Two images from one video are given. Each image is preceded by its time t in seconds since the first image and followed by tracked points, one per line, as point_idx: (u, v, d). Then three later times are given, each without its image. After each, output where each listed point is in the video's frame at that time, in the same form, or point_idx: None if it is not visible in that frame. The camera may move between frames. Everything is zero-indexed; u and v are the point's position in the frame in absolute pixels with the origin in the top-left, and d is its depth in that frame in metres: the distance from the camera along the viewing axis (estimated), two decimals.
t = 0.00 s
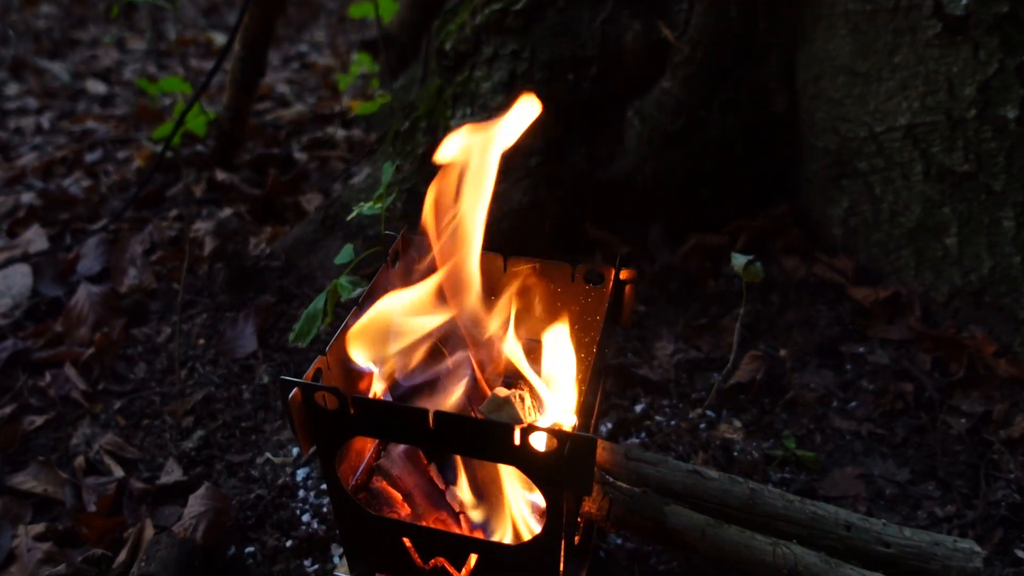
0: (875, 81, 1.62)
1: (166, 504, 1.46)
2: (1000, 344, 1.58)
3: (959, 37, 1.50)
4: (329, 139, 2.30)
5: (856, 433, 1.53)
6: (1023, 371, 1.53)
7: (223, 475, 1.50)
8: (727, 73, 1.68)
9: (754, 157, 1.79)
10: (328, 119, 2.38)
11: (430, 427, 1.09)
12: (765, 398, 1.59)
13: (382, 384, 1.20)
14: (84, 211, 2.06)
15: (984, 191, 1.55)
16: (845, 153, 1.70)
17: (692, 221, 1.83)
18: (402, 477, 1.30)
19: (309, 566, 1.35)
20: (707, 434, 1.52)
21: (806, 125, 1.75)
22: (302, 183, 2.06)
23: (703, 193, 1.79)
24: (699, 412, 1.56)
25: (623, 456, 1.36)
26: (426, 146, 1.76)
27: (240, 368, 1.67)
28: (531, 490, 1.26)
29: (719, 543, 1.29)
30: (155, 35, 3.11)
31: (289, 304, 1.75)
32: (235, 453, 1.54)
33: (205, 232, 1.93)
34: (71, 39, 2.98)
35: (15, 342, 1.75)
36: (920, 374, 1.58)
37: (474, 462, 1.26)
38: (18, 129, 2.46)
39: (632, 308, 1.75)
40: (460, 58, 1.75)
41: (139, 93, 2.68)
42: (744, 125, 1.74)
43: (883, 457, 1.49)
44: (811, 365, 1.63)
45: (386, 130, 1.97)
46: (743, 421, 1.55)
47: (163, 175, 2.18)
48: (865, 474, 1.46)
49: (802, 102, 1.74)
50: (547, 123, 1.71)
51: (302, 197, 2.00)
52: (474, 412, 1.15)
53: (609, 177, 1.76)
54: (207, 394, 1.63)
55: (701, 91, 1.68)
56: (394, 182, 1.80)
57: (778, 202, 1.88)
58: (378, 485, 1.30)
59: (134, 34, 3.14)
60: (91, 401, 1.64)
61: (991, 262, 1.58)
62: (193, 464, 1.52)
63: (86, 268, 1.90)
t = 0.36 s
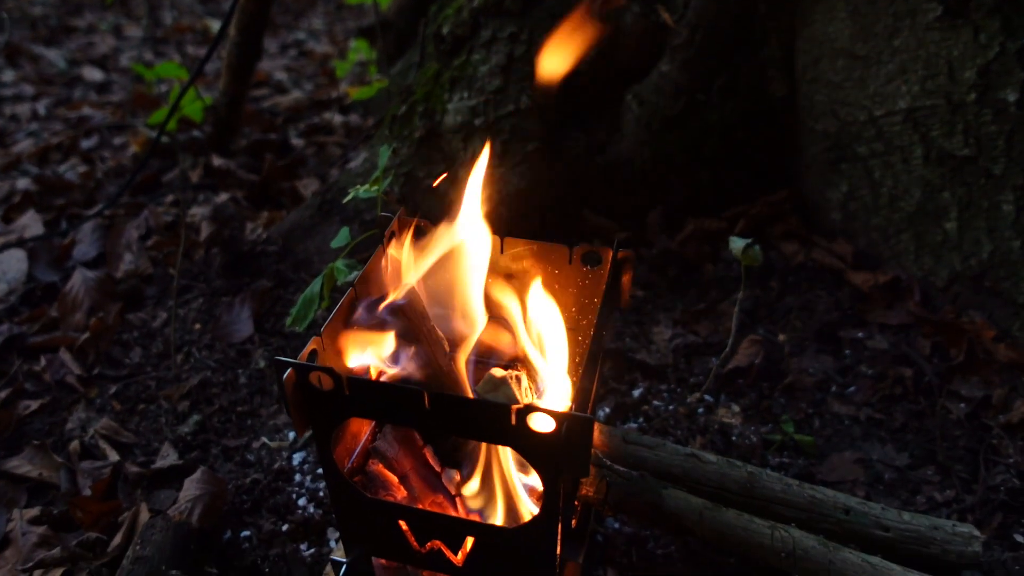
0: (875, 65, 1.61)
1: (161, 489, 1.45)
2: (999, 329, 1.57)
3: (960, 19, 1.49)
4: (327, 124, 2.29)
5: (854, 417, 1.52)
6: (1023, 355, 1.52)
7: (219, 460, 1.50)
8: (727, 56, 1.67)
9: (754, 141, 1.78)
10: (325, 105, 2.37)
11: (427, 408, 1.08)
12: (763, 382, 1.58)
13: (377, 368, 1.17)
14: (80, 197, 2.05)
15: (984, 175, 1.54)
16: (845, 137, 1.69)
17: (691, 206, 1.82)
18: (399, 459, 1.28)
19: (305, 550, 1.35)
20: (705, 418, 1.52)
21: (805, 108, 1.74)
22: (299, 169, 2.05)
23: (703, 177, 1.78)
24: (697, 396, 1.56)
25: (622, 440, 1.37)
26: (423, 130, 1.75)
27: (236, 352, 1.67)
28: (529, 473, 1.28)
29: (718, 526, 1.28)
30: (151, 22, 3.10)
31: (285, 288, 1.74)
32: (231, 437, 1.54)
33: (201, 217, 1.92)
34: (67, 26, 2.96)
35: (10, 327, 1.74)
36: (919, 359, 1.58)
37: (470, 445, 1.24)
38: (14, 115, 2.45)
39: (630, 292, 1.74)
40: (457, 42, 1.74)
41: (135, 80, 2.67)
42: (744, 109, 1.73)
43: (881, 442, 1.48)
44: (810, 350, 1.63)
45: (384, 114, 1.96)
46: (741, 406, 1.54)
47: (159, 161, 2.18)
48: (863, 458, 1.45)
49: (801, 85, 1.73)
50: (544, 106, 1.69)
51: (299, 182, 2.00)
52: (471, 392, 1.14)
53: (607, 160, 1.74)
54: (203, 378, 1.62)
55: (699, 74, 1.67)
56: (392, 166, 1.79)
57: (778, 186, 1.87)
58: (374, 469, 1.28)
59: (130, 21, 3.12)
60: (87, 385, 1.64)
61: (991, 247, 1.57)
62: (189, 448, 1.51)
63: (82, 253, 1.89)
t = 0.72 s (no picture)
0: (878, 48, 1.59)
1: (157, 475, 1.43)
2: (1005, 315, 1.54)
3: (965, 2, 1.48)
4: (325, 112, 2.28)
5: (858, 404, 1.51)
6: None
7: (215, 446, 1.48)
8: (730, 40, 1.65)
9: (756, 126, 1.77)
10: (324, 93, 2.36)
11: (426, 388, 1.04)
12: (766, 368, 1.57)
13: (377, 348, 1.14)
14: (77, 184, 2.03)
15: (989, 159, 1.53)
16: (848, 122, 1.68)
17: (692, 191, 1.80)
18: (396, 442, 1.26)
19: (302, 537, 1.34)
20: (707, 404, 1.50)
21: (808, 93, 1.72)
22: (297, 155, 2.04)
23: (706, 162, 1.77)
24: (699, 382, 1.54)
25: (623, 424, 1.35)
26: (422, 115, 1.73)
27: (234, 338, 1.65)
28: (530, 458, 1.22)
29: (720, 511, 1.26)
30: (149, 12, 3.08)
31: (283, 274, 1.73)
32: (228, 423, 1.52)
33: (198, 204, 1.91)
34: (64, 17, 2.95)
35: (5, 314, 1.72)
36: (923, 346, 1.56)
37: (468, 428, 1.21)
38: (11, 104, 2.43)
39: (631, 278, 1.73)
40: (457, 27, 1.72)
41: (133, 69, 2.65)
42: (746, 94, 1.72)
43: (885, 429, 1.47)
44: (813, 337, 1.61)
45: (383, 101, 1.95)
46: (744, 392, 1.53)
47: (156, 149, 2.16)
48: (867, 445, 1.43)
49: (804, 70, 1.71)
50: (545, 90, 1.68)
51: (297, 169, 1.98)
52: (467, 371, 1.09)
53: (607, 146, 1.75)
54: (200, 364, 1.61)
55: (701, 59, 1.65)
56: (391, 151, 1.78)
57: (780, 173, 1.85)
58: (373, 452, 1.27)
59: (128, 12, 3.11)
60: (82, 372, 1.62)
61: (996, 233, 1.55)
62: (185, 434, 1.50)
63: (78, 240, 1.88)
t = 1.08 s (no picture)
0: (885, 28, 1.57)
1: (152, 457, 1.41)
2: (1013, 298, 1.52)
3: None
4: (324, 97, 2.26)
5: (864, 387, 1.48)
6: None
7: (211, 429, 1.45)
8: (734, 20, 1.63)
9: (760, 109, 1.75)
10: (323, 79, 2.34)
11: (422, 365, 0.99)
12: (770, 351, 1.55)
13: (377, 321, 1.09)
14: (74, 168, 2.02)
15: (997, 140, 1.51)
16: (854, 104, 1.66)
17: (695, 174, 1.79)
18: (395, 421, 1.23)
19: (300, 520, 1.31)
20: (711, 387, 1.48)
21: (813, 74, 1.70)
22: (296, 139, 2.02)
23: (709, 144, 1.75)
24: (703, 364, 1.52)
25: (626, 404, 1.32)
26: (423, 96, 1.71)
27: (231, 321, 1.63)
28: (534, 441, 1.20)
29: (727, 493, 1.23)
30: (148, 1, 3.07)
31: (281, 257, 1.71)
32: (225, 405, 1.50)
33: (195, 187, 1.89)
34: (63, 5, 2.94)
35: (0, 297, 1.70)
36: (930, 329, 1.54)
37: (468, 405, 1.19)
38: (8, 90, 2.41)
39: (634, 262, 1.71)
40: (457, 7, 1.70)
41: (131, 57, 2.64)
42: (750, 74, 1.70)
43: (892, 413, 1.44)
44: (818, 320, 1.59)
45: (382, 83, 1.93)
46: (748, 374, 1.51)
47: (154, 135, 2.15)
48: (874, 428, 1.41)
49: (810, 50, 1.69)
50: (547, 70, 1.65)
51: (296, 152, 1.97)
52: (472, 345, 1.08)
53: (609, 127, 1.73)
54: (196, 346, 1.59)
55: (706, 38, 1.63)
56: (390, 133, 1.76)
57: (783, 156, 1.83)
58: (371, 432, 1.24)
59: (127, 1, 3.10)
60: (77, 354, 1.60)
61: (1004, 214, 1.53)
62: (181, 417, 1.47)
63: (74, 224, 1.86)
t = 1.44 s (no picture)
0: (892, 11, 1.55)
1: (150, 442, 1.39)
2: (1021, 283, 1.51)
3: None
4: (325, 83, 2.25)
5: (870, 373, 1.47)
6: None
7: (211, 413, 1.44)
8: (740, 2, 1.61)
9: (765, 94, 1.73)
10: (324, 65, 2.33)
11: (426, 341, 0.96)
12: (775, 337, 1.53)
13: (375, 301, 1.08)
14: (74, 154, 2.01)
15: (1005, 124, 1.49)
16: (860, 88, 1.64)
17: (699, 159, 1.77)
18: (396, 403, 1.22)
19: (300, 505, 1.29)
20: (715, 372, 1.46)
21: (819, 58, 1.68)
22: (296, 125, 2.01)
23: (714, 129, 1.73)
24: (707, 350, 1.50)
25: (629, 388, 1.32)
26: (424, 80, 1.70)
27: (230, 306, 1.62)
28: (534, 420, 1.20)
29: (732, 477, 1.22)
30: None
31: (281, 241, 1.69)
32: (225, 390, 1.48)
33: (195, 172, 1.88)
34: None
35: None
36: (936, 315, 1.52)
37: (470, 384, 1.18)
38: (8, 77, 2.40)
39: (637, 247, 1.69)
40: None
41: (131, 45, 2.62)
42: (755, 58, 1.68)
43: (898, 399, 1.43)
44: (823, 306, 1.57)
45: (383, 68, 1.92)
46: (753, 359, 1.49)
47: (153, 121, 2.13)
48: (880, 415, 1.39)
49: (816, 34, 1.67)
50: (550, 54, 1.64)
51: (297, 138, 1.96)
52: (472, 324, 1.04)
53: (614, 111, 1.70)
54: (195, 331, 1.57)
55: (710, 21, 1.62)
56: (392, 117, 1.74)
57: (788, 141, 1.82)
58: (372, 415, 1.22)
59: None
60: (76, 339, 1.58)
61: (1012, 199, 1.51)
62: (180, 401, 1.46)
63: (73, 209, 1.84)
